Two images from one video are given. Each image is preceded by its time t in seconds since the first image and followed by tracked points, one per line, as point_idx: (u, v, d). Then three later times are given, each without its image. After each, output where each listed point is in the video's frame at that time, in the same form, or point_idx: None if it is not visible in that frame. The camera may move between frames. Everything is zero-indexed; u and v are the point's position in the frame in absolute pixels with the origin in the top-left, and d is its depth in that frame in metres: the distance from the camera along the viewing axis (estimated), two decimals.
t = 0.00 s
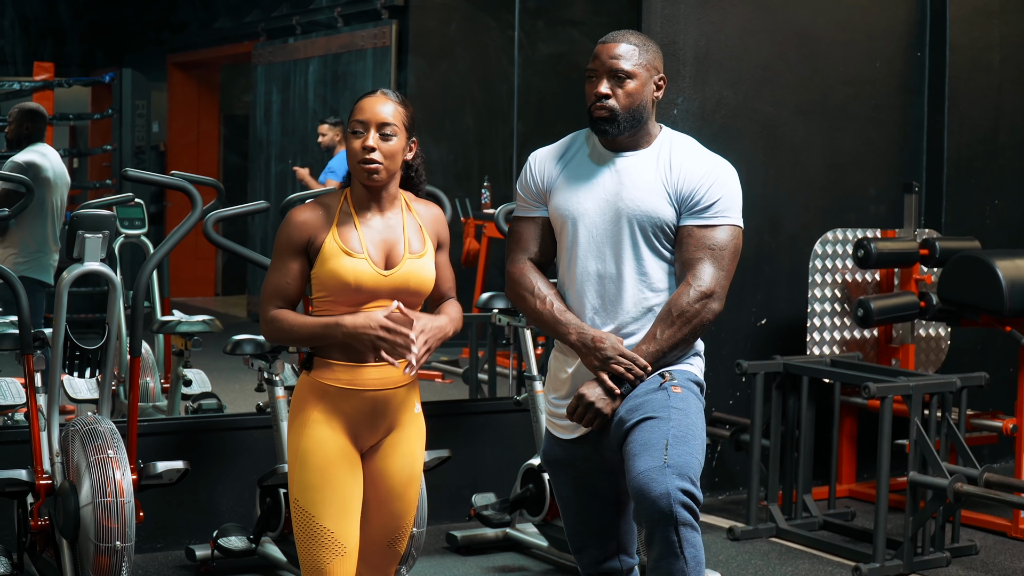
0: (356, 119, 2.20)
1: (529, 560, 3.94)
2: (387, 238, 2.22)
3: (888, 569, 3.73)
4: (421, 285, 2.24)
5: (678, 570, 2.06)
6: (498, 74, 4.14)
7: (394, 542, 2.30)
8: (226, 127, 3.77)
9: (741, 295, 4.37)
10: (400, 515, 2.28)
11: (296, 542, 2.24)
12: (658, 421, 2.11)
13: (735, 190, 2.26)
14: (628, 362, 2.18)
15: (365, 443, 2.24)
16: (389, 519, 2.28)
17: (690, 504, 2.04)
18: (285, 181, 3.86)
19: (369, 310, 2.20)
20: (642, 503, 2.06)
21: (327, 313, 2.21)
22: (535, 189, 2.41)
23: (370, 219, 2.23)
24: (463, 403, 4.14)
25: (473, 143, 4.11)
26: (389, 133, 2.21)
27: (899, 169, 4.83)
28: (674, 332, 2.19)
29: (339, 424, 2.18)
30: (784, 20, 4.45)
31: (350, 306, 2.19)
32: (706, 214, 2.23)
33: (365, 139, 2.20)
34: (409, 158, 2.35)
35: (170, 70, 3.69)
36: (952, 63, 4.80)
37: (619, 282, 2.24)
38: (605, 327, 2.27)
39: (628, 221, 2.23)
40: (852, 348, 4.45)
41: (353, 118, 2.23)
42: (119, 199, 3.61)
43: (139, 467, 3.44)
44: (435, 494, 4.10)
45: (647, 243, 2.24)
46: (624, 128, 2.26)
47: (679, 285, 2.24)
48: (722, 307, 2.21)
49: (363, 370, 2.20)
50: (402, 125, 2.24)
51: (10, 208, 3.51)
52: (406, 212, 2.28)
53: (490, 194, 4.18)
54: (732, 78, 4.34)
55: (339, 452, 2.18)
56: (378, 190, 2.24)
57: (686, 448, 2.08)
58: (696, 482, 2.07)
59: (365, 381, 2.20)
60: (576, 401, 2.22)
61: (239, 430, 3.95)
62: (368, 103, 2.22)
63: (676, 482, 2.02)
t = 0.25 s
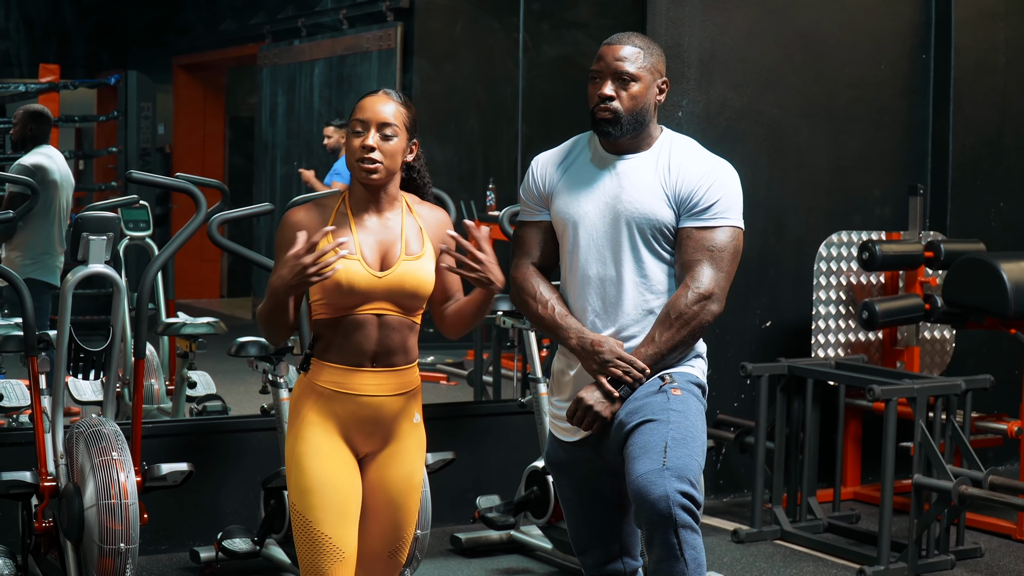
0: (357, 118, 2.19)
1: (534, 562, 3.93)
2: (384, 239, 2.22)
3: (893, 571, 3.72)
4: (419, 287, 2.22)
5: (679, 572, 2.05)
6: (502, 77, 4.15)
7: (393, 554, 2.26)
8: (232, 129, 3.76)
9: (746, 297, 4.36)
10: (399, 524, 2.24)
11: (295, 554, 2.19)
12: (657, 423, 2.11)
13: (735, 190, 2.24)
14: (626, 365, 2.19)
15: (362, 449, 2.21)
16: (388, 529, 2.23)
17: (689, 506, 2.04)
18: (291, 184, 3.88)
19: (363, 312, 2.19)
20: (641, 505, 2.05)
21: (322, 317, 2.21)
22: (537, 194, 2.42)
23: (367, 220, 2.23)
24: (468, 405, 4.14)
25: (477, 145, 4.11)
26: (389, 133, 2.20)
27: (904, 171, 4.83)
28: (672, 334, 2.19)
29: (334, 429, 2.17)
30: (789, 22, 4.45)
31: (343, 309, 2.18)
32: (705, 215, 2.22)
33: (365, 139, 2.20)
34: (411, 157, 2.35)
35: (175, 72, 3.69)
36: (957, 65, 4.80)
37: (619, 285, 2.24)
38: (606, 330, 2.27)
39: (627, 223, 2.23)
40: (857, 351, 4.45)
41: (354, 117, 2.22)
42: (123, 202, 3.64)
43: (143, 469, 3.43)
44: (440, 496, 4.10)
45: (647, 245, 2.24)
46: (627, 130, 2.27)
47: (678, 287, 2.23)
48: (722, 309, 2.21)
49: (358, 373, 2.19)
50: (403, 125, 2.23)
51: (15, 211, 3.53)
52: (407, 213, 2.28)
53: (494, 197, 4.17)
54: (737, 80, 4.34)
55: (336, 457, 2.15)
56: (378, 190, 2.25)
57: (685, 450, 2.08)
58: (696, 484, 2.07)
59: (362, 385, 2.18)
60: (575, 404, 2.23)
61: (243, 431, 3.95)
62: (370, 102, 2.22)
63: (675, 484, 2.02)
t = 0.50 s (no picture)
0: (354, 119, 2.17)
1: (538, 564, 3.93)
2: (381, 242, 2.18)
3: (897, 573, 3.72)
4: (417, 291, 2.18)
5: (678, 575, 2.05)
6: (507, 78, 4.15)
7: (393, 563, 2.21)
8: (237, 131, 3.76)
9: (751, 299, 4.36)
10: (399, 533, 2.19)
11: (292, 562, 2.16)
12: (658, 426, 2.12)
13: (738, 192, 2.24)
14: (626, 366, 2.18)
15: (357, 455, 2.18)
16: (388, 538, 2.19)
17: (689, 509, 2.04)
18: (297, 186, 3.85)
19: (358, 316, 2.15)
20: (641, 508, 2.06)
21: (319, 321, 2.17)
22: (541, 196, 2.42)
23: (364, 222, 2.20)
24: (472, 407, 4.14)
25: (482, 147, 4.11)
26: (388, 134, 2.18)
27: (909, 173, 4.83)
28: (673, 335, 2.18)
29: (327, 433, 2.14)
30: (794, 24, 4.45)
31: (340, 312, 2.15)
32: (707, 217, 2.21)
33: (363, 141, 2.18)
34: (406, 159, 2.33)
35: (181, 74, 3.71)
36: (962, 67, 4.80)
37: (620, 287, 2.24)
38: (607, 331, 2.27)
39: (628, 225, 2.23)
40: (862, 353, 4.45)
41: (350, 119, 2.20)
42: (128, 203, 3.67)
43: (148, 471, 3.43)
44: (444, 498, 4.10)
45: (648, 247, 2.24)
46: (630, 132, 2.27)
47: (679, 289, 2.23)
48: (723, 310, 2.20)
49: (352, 377, 2.15)
50: (401, 125, 2.21)
51: (21, 213, 3.53)
52: (406, 215, 2.25)
53: (499, 198, 4.17)
54: (742, 82, 4.34)
55: (329, 461, 2.12)
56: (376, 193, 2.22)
57: (685, 453, 2.08)
58: (696, 487, 2.07)
59: (355, 389, 2.15)
60: (575, 405, 2.23)
61: (247, 433, 3.95)
62: (366, 103, 2.20)
63: (674, 487, 2.02)
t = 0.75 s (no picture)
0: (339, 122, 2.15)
1: (542, 566, 3.93)
2: (372, 246, 2.15)
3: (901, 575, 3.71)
4: (409, 295, 2.14)
5: None
6: (512, 81, 4.15)
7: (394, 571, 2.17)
8: (242, 134, 3.79)
9: (755, 301, 4.36)
10: (398, 541, 2.15)
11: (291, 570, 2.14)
12: (663, 427, 2.11)
13: (744, 194, 2.23)
14: (631, 366, 2.19)
15: (351, 461, 2.15)
16: (387, 546, 2.15)
17: (694, 511, 2.04)
18: (301, 189, 3.85)
19: (349, 321, 2.12)
20: (646, 509, 2.05)
21: (309, 326, 2.15)
22: (548, 198, 2.42)
23: (355, 226, 2.17)
24: (477, 409, 4.14)
25: (486, 149, 4.12)
26: (374, 136, 2.15)
27: (913, 175, 4.83)
28: (677, 336, 2.18)
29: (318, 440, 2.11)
30: (798, 26, 4.46)
31: (330, 316, 2.12)
32: (712, 218, 2.21)
33: (347, 144, 2.15)
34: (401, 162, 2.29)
35: (186, 76, 3.72)
36: (967, 69, 4.80)
37: (625, 288, 2.24)
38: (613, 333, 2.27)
39: (634, 226, 2.23)
40: (866, 355, 4.45)
41: (338, 122, 2.18)
42: (133, 207, 3.68)
43: (152, 473, 3.42)
44: (449, 500, 4.10)
45: (654, 248, 2.23)
46: (636, 133, 2.26)
47: (685, 290, 2.22)
48: (728, 312, 2.20)
49: (342, 382, 2.12)
50: (388, 128, 2.18)
51: (27, 216, 3.54)
52: (399, 219, 2.22)
53: (504, 201, 4.18)
54: (746, 84, 4.34)
55: (320, 468, 2.10)
56: (366, 197, 2.19)
57: (690, 455, 2.07)
58: (700, 489, 2.07)
59: (345, 395, 2.12)
60: (580, 407, 2.23)
61: (251, 436, 3.97)
62: (355, 105, 2.17)
63: (679, 489, 2.02)
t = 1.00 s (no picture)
0: (341, 121, 2.15)
1: (547, 566, 3.93)
2: (367, 249, 2.16)
3: None
4: (406, 297, 2.14)
5: None
6: (517, 82, 4.16)
7: None
8: (249, 135, 3.78)
9: (761, 302, 4.36)
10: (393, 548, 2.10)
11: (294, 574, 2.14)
12: (671, 428, 2.11)
13: (753, 195, 2.23)
14: (640, 367, 2.18)
15: (347, 465, 2.14)
16: (381, 554, 2.10)
17: (702, 512, 2.04)
18: (307, 189, 3.88)
19: (344, 323, 2.12)
20: (654, 510, 2.05)
21: (306, 329, 2.15)
22: (556, 198, 2.42)
23: (352, 227, 2.18)
24: (483, 410, 4.14)
25: (491, 150, 4.12)
26: (377, 135, 2.16)
27: (919, 175, 4.83)
28: (687, 337, 2.18)
29: (314, 444, 2.12)
30: (804, 26, 4.45)
31: (326, 318, 2.13)
32: (721, 220, 2.21)
33: (352, 143, 2.15)
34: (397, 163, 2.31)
35: (192, 77, 3.73)
36: (973, 69, 4.80)
37: (633, 289, 2.24)
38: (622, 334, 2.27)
39: (643, 227, 2.23)
40: (872, 355, 4.45)
41: (338, 122, 2.18)
42: (139, 207, 3.69)
43: (158, 474, 3.42)
44: (454, 501, 4.10)
45: (663, 250, 2.23)
46: (645, 134, 2.26)
47: (694, 292, 2.22)
48: (738, 313, 2.20)
49: (337, 386, 2.13)
50: (390, 127, 2.19)
51: (35, 217, 3.56)
52: (396, 221, 2.23)
53: (510, 202, 4.18)
54: (752, 84, 4.34)
55: (314, 472, 2.10)
56: (365, 198, 2.19)
57: (699, 455, 2.07)
58: (708, 490, 2.07)
59: (340, 398, 2.12)
60: (589, 407, 2.22)
61: (256, 436, 3.97)
62: (355, 104, 2.17)
63: (687, 490, 2.02)
